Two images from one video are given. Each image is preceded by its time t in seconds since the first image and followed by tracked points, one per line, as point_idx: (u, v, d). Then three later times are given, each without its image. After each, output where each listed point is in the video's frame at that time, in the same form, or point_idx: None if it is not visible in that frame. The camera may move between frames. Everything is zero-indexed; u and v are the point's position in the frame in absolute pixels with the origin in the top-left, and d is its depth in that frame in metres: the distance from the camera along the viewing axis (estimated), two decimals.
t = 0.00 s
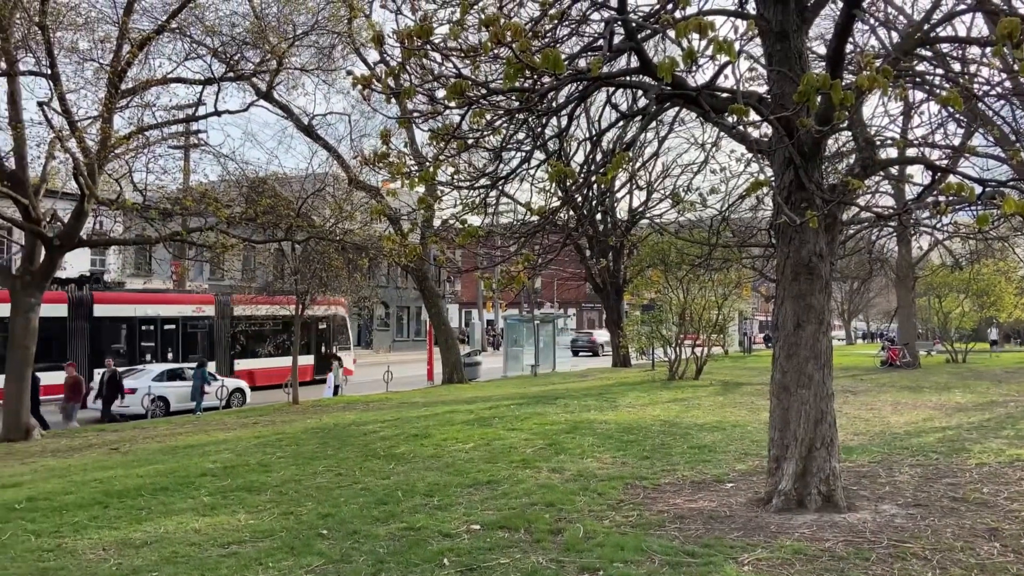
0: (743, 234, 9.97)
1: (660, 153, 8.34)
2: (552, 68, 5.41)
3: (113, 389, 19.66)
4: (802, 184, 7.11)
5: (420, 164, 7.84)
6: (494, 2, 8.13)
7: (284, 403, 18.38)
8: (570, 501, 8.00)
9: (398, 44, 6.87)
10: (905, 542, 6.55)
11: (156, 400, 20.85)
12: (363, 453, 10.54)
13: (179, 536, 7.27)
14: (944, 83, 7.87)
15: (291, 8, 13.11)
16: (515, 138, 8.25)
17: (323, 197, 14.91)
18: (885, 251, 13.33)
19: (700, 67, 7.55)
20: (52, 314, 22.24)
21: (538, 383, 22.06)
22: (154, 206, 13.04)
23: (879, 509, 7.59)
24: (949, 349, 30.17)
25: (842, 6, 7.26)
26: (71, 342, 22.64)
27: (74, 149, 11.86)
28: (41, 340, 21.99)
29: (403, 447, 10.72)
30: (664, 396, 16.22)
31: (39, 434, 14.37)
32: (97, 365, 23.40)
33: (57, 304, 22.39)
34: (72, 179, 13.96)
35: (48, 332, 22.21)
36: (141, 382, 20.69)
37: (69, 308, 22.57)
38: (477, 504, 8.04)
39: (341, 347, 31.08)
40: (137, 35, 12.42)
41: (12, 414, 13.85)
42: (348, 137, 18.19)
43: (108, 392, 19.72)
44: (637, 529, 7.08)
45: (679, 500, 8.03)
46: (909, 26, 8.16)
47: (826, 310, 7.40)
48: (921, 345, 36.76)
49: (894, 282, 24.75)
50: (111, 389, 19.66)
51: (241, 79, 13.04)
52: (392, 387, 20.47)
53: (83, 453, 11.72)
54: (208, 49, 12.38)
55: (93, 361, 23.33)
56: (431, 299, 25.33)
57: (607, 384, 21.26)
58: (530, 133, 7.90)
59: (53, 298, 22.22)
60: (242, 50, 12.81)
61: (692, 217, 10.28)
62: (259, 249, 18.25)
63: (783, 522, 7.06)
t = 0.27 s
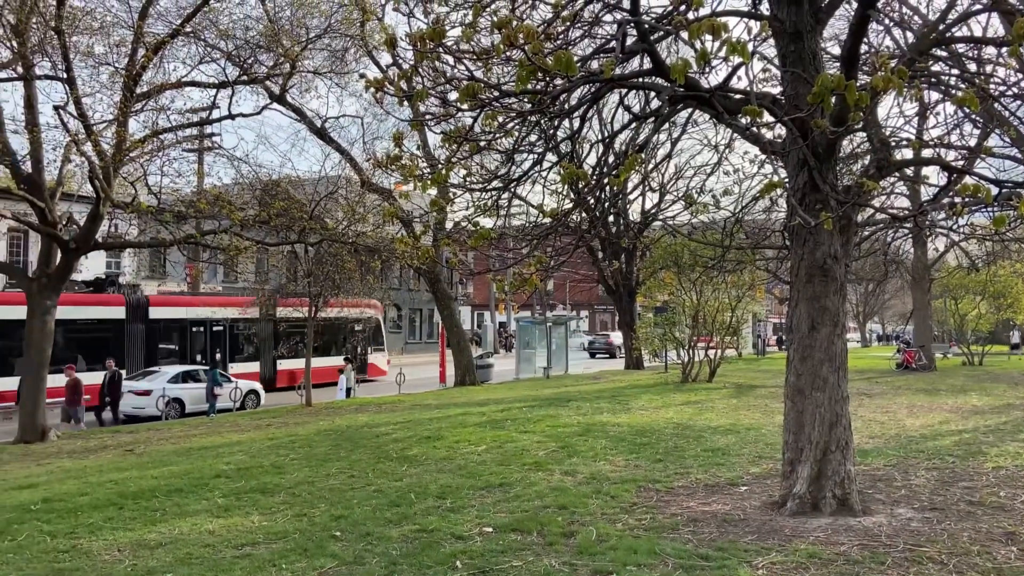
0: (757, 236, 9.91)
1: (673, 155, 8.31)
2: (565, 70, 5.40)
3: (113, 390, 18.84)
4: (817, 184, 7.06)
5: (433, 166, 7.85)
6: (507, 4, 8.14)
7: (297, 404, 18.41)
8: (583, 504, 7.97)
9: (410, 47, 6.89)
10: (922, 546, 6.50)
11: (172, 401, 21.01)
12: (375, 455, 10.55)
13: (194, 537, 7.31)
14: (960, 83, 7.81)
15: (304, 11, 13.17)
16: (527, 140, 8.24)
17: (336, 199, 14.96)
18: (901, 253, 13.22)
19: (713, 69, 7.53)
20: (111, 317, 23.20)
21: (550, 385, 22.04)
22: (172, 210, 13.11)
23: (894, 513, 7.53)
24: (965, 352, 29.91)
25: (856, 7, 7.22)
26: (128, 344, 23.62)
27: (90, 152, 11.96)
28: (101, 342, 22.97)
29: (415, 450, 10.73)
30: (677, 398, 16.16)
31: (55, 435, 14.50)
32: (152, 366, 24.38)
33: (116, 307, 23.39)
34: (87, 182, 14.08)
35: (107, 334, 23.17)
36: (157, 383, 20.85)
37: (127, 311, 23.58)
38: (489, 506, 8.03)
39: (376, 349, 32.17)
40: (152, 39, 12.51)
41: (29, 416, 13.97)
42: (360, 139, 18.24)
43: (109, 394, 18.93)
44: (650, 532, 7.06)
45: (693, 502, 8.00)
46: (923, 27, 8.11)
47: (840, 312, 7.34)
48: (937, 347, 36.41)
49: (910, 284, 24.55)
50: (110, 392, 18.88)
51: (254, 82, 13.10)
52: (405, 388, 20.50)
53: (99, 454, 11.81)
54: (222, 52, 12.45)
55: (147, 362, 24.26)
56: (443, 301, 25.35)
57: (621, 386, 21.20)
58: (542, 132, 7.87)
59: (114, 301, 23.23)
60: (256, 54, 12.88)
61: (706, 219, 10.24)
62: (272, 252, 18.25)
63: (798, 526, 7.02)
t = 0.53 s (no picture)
0: (772, 238, 9.88)
1: (686, 157, 8.29)
2: (578, 72, 5.40)
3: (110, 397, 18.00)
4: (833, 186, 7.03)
5: (446, 169, 7.87)
6: (520, 7, 8.16)
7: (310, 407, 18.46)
8: (597, 507, 7.95)
9: (424, 50, 6.91)
10: (939, 551, 6.44)
11: (189, 403, 21.17)
12: (389, 457, 10.58)
13: (209, 539, 7.34)
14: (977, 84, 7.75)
15: (319, 15, 13.25)
16: (540, 143, 8.25)
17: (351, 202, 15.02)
18: (918, 255, 13.13)
19: (727, 70, 7.51)
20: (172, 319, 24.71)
21: (564, 388, 22.02)
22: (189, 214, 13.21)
23: (911, 517, 7.46)
24: (984, 355, 29.61)
25: (871, 8, 7.19)
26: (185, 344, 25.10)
27: (107, 156, 12.07)
28: (163, 342, 24.53)
29: (429, 452, 10.75)
30: (691, 401, 16.09)
31: (72, 437, 14.62)
32: (208, 365, 26.00)
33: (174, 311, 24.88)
34: (104, 185, 14.21)
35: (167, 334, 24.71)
36: (175, 385, 21.01)
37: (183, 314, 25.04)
38: (503, 509, 8.03)
39: (414, 349, 33.17)
40: (168, 44, 12.62)
41: (47, 417, 14.11)
42: (374, 143, 18.32)
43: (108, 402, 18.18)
44: (665, 536, 7.03)
45: (707, 506, 7.96)
46: (940, 27, 8.06)
47: (857, 314, 7.30)
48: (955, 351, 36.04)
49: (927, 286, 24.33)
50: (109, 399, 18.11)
51: (269, 86, 13.18)
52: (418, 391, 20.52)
53: (115, 456, 11.89)
54: (237, 57, 12.54)
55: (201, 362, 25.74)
56: (456, 303, 25.39)
57: (635, 388, 21.15)
58: (555, 134, 7.88)
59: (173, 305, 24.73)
60: (271, 58, 12.96)
61: (720, 221, 10.20)
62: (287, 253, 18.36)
63: (813, 530, 6.97)
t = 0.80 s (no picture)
0: (785, 240, 9.85)
1: (700, 159, 8.26)
2: (591, 75, 5.39)
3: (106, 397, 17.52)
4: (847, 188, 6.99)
5: (459, 171, 7.88)
6: (532, 9, 8.17)
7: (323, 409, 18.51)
8: (610, 510, 7.94)
9: (437, 53, 6.92)
10: (956, 555, 6.38)
11: (206, 404, 21.34)
12: (402, 459, 10.60)
13: (223, 540, 7.38)
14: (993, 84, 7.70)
15: (332, 19, 13.30)
16: (552, 145, 8.24)
17: (363, 205, 15.07)
18: (933, 257, 13.04)
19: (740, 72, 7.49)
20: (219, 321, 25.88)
21: (576, 391, 22.01)
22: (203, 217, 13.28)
23: (927, 521, 7.41)
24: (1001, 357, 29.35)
25: (886, 9, 7.15)
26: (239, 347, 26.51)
27: (122, 159, 12.16)
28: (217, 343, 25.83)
29: (442, 454, 10.75)
30: (704, 404, 16.03)
31: (87, 438, 14.71)
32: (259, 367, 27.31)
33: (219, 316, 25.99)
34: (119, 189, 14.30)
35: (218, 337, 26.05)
36: (191, 387, 21.18)
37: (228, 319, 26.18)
38: (516, 511, 8.02)
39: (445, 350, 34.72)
40: (183, 48, 12.70)
41: (62, 419, 14.21)
42: (388, 145, 18.39)
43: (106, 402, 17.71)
44: (678, 539, 7.00)
45: (721, 509, 7.93)
46: (955, 28, 8.02)
47: (871, 317, 7.25)
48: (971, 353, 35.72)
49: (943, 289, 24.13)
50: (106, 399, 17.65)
51: (283, 89, 13.23)
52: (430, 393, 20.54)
53: (130, 457, 11.96)
54: (251, 60, 12.61)
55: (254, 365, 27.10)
56: (468, 305, 25.41)
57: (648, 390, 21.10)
58: (568, 137, 7.88)
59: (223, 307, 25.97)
60: (285, 61, 13.02)
61: (733, 223, 10.16)
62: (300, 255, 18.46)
63: (828, 533, 6.93)
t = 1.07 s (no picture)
0: (796, 242, 9.81)
1: (710, 160, 8.23)
2: (601, 76, 5.37)
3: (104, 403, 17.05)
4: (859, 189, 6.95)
5: (469, 173, 7.88)
6: (542, 11, 8.17)
7: (333, 411, 18.54)
8: (620, 512, 7.92)
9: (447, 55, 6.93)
10: (969, 559, 6.34)
11: (220, 406, 21.44)
12: (412, 461, 10.61)
13: (234, 541, 7.41)
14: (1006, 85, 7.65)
15: (342, 21, 13.35)
16: (562, 147, 8.24)
17: (374, 207, 15.10)
18: (946, 259, 12.97)
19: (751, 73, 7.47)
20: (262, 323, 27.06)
21: (586, 392, 22.00)
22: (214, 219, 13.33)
23: (940, 524, 7.36)
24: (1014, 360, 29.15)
25: (898, 9, 7.12)
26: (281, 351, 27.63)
27: (135, 162, 12.22)
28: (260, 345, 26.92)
29: (452, 456, 10.76)
30: (715, 406, 15.98)
31: (100, 439, 14.78)
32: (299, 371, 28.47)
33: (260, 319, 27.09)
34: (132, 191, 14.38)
35: (259, 337, 27.09)
36: (206, 389, 21.26)
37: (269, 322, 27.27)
38: (526, 513, 8.02)
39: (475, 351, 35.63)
40: (194, 51, 12.76)
41: (75, 420, 14.29)
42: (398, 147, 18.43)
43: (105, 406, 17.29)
44: (689, 541, 6.98)
45: (732, 512, 7.90)
46: (967, 29, 7.97)
47: (883, 319, 7.21)
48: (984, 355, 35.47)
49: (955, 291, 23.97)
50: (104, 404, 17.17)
51: (293, 92, 13.27)
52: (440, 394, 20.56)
53: (142, 458, 12.02)
54: (262, 63, 12.66)
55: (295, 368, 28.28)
56: (478, 307, 25.43)
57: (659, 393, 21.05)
58: (578, 139, 7.87)
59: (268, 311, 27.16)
60: (295, 64, 13.07)
61: (744, 225, 10.13)
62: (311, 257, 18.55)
63: (840, 537, 6.89)
